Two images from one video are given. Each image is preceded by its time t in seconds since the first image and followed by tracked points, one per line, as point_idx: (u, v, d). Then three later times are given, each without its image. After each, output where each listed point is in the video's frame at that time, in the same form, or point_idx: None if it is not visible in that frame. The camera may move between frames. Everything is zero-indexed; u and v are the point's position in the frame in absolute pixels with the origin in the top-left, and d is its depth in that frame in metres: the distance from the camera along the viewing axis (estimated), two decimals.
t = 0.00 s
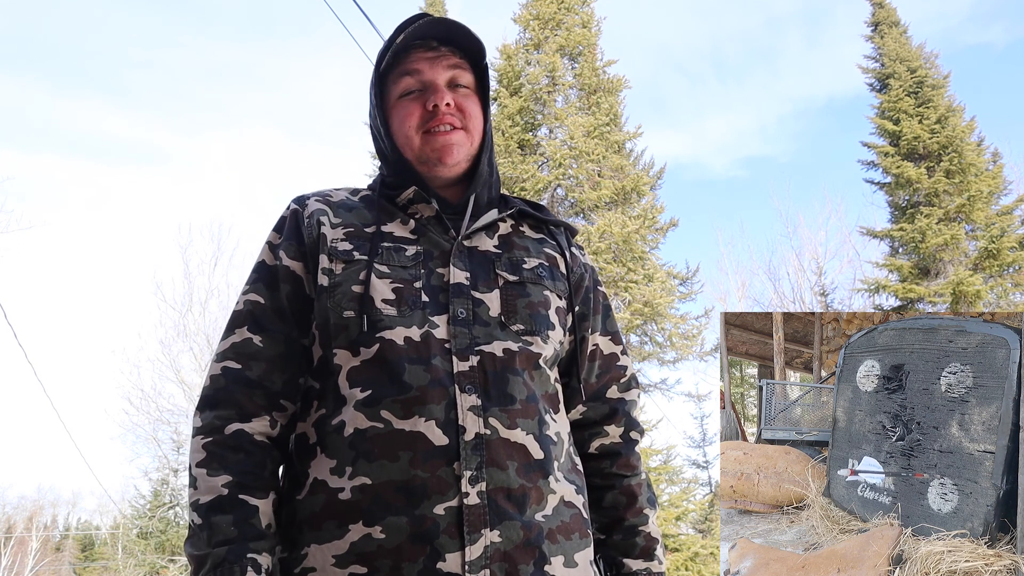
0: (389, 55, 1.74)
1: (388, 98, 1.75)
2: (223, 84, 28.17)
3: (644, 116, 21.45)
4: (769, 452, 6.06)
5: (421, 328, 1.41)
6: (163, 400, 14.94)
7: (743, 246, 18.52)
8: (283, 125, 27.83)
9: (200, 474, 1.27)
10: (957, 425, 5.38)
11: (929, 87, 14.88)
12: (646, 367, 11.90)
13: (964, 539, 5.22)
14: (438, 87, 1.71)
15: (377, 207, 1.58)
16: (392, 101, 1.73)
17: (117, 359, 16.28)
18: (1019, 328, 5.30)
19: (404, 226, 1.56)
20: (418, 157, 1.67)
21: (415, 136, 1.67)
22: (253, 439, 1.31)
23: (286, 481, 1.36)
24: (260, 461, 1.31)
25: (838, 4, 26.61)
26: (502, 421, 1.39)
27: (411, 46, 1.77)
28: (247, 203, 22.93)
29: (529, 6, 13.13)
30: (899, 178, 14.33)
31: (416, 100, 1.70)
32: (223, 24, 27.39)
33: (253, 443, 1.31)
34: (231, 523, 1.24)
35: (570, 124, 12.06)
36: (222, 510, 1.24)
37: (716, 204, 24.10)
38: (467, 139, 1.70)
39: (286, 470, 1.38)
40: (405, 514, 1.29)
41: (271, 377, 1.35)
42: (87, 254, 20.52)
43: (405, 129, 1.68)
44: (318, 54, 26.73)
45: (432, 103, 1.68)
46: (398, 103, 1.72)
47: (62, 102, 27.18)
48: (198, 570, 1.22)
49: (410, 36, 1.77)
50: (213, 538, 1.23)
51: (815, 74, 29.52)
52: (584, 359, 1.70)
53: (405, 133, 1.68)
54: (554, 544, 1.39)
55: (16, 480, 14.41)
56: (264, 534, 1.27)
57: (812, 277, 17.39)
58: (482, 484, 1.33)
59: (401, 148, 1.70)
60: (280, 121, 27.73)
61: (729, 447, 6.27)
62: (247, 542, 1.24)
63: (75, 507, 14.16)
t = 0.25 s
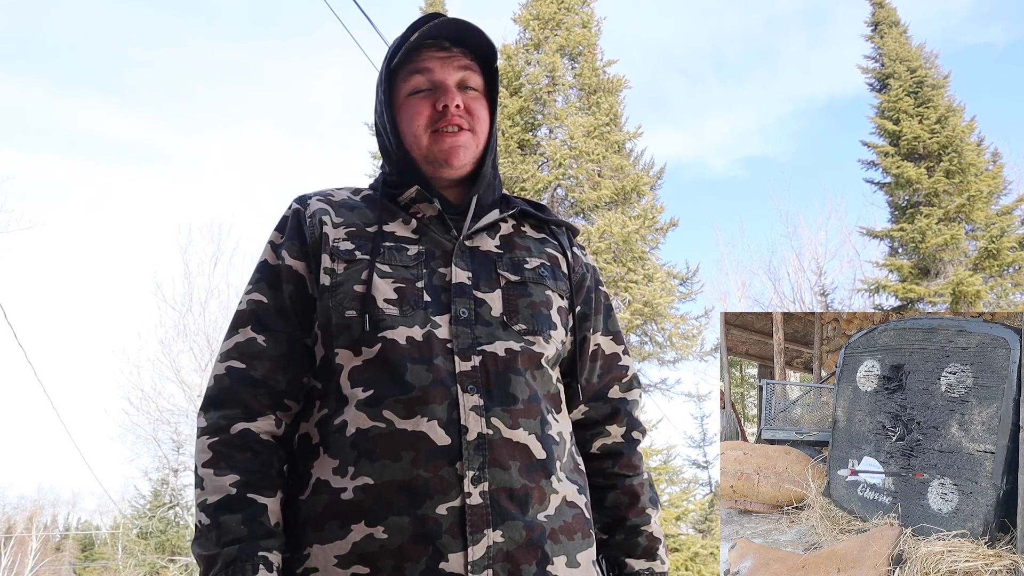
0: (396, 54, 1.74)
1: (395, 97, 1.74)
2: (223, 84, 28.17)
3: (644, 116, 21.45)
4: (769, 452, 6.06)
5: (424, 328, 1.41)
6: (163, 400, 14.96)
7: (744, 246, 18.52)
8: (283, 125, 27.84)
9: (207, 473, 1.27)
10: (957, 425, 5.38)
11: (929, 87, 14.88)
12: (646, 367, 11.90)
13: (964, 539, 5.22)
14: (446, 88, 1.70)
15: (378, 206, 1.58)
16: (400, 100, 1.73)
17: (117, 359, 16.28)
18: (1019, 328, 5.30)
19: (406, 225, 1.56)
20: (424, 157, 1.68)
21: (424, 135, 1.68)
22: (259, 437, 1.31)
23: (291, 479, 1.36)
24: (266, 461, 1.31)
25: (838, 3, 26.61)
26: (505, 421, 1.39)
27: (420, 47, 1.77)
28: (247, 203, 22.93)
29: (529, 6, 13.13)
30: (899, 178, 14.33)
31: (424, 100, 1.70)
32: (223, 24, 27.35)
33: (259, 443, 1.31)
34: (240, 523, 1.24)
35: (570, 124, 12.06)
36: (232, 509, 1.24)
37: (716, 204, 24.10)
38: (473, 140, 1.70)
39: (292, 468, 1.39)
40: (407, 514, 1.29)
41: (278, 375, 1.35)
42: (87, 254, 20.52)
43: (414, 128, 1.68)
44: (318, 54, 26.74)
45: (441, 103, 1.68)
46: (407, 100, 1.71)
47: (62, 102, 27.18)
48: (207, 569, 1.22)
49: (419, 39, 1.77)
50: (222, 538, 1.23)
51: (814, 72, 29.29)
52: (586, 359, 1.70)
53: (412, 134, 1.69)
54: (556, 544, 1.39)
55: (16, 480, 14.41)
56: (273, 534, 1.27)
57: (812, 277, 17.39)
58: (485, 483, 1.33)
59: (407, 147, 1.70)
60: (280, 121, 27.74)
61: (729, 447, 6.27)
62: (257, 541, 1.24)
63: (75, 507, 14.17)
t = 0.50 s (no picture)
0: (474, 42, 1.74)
1: (454, 81, 1.74)
2: (223, 84, 28.17)
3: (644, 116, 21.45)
4: (769, 452, 6.06)
5: (425, 327, 1.40)
6: (163, 400, 14.95)
7: (744, 247, 18.52)
8: (283, 125, 27.84)
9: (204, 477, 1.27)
10: (957, 425, 5.38)
11: (929, 87, 14.89)
12: (645, 367, 11.89)
13: (964, 539, 5.22)
14: (509, 97, 1.78)
15: (378, 204, 1.58)
16: (458, 86, 1.73)
17: (117, 359, 16.28)
18: (1019, 328, 5.30)
19: (406, 223, 1.55)
20: (470, 150, 1.70)
21: (479, 132, 1.71)
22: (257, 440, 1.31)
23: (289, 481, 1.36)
24: (265, 464, 1.30)
25: (838, 3, 26.61)
26: (507, 420, 1.39)
27: (489, 47, 1.81)
28: (247, 203, 22.92)
29: (529, 6, 13.14)
30: (899, 178, 14.33)
31: (489, 100, 1.74)
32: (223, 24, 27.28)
33: (257, 446, 1.30)
34: (237, 528, 1.24)
35: (570, 124, 12.07)
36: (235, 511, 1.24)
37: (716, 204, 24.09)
38: (510, 152, 1.79)
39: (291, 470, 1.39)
40: (411, 515, 1.28)
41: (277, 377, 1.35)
42: (87, 254, 20.53)
43: (471, 121, 1.71)
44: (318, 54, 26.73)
45: (504, 110, 1.75)
46: (468, 90, 1.73)
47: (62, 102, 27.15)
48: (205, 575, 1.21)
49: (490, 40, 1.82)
50: (219, 544, 1.22)
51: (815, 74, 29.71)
52: (585, 357, 1.69)
53: (467, 125, 1.71)
54: (560, 542, 1.39)
55: (16, 480, 14.41)
56: (271, 538, 1.27)
57: (812, 277, 17.39)
58: (489, 483, 1.33)
59: (451, 135, 1.71)
60: (280, 121, 27.73)
61: (729, 447, 6.27)
62: (255, 546, 1.24)
63: (75, 507, 14.16)
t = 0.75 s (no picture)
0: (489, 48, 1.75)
1: (467, 84, 1.74)
2: (223, 84, 28.17)
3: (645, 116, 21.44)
4: (769, 452, 6.05)
5: (432, 325, 1.41)
6: (163, 400, 14.95)
7: (743, 247, 18.50)
8: (283, 125, 27.85)
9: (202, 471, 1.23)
10: (957, 425, 5.38)
11: (930, 87, 14.90)
12: (645, 367, 11.88)
13: (963, 539, 5.22)
14: (520, 105, 1.79)
15: (382, 201, 1.58)
16: (471, 90, 1.74)
17: (117, 359, 16.26)
18: (1019, 328, 5.30)
19: (410, 221, 1.56)
20: (478, 153, 1.70)
21: (488, 135, 1.72)
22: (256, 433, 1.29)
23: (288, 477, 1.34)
24: (265, 458, 1.28)
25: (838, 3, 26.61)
26: (515, 418, 1.40)
27: (504, 54, 1.83)
28: (246, 203, 22.91)
29: (529, 6, 13.15)
30: (899, 178, 14.33)
31: (501, 106, 1.75)
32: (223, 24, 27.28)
33: (256, 439, 1.28)
34: (236, 522, 1.21)
35: (570, 124, 12.09)
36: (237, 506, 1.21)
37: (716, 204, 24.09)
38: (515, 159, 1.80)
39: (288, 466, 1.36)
40: (419, 513, 1.27)
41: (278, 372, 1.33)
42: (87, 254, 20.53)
43: (483, 125, 1.72)
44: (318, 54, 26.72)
45: (514, 118, 1.77)
46: (482, 95, 1.74)
47: (61, 102, 27.13)
48: (202, 570, 1.18)
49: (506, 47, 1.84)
50: (216, 538, 1.19)
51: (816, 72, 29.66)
52: (583, 359, 1.70)
53: (478, 129, 1.72)
54: (565, 541, 1.39)
55: (15, 480, 14.40)
56: (271, 532, 1.24)
57: (812, 277, 17.39)
58: (496, 481, 1.33)
59: (462, 138, 1.71)
60: (280, 121, 27.72)
61: (729, 447, 6.26)
62: (253, 540, 1.21)
63: (74, 507, 14.16)
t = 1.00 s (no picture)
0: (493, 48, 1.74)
1: (471, 82, 1.74)
2: (224, 85, 28.19)
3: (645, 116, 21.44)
4: (769, 452, 6.05)
5: (433, 318, 1.40)
6: (163, 400, 14.95)
7: (744, 247, 18.49)
8: (284, 126, 27.85)
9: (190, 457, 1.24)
10: (957, 425, 5.38)
11: (930, 87, 14.90)
12: (645, 368, 11.87)
13: (964, 539, 5.21)
14: (523, 106, 1.79)
15: (384, 195, 1.58)
16: (476, 89, 1.74)
17: (117, 360, 16.27)
18: (1019, 328, 5.30)
19: (412, 215, 1.56)
20: (482, 154, 1.71)
21: (492, 135, 1.72)
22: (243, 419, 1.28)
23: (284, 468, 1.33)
24: (252, 444, 1.28)
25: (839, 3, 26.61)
26: (516, 413, 1.40)
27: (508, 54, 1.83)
28: (247, 203, 22.91)
29: (529, 6, 13.16)
30: (899, 178, 14.34)
31: (505, 106, 1.75)
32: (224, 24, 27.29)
33: (244, 425, 1.27)
34: (221, 503, 1.21)
35: (570, 124, 12.10)
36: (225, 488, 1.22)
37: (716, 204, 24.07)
38: (517, 160, 1.81)
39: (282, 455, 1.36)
40: (422, 504, 1.27)
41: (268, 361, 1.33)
42: (88, 254, 20.55)
43: (487, 125, 1.72)
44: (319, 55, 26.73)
45: (517, 118, 1.77)
46: (486, 94, 1.74)
47: (61, 102, 27.13)
48: (187, 551, 1.19)
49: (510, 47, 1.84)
50: (202, 519, 1.20)
51: (816, 71, 29.62)
52: (582, 358, 1.70)
53: (481, 128, 1.71)
54: (565, 537, 1.39)
55: (16, 480, 14.41)
56: (256, 514, 1.25)
57: (812, 277, 17.39)
58: (498, 475, 1.33)
59: (466, 137, 1.71)
60: (280, 121, 27.73)
61: (729, 447, 6.26)
62: (237, 521, 1.21)
63: (75, 507, 14.18)
